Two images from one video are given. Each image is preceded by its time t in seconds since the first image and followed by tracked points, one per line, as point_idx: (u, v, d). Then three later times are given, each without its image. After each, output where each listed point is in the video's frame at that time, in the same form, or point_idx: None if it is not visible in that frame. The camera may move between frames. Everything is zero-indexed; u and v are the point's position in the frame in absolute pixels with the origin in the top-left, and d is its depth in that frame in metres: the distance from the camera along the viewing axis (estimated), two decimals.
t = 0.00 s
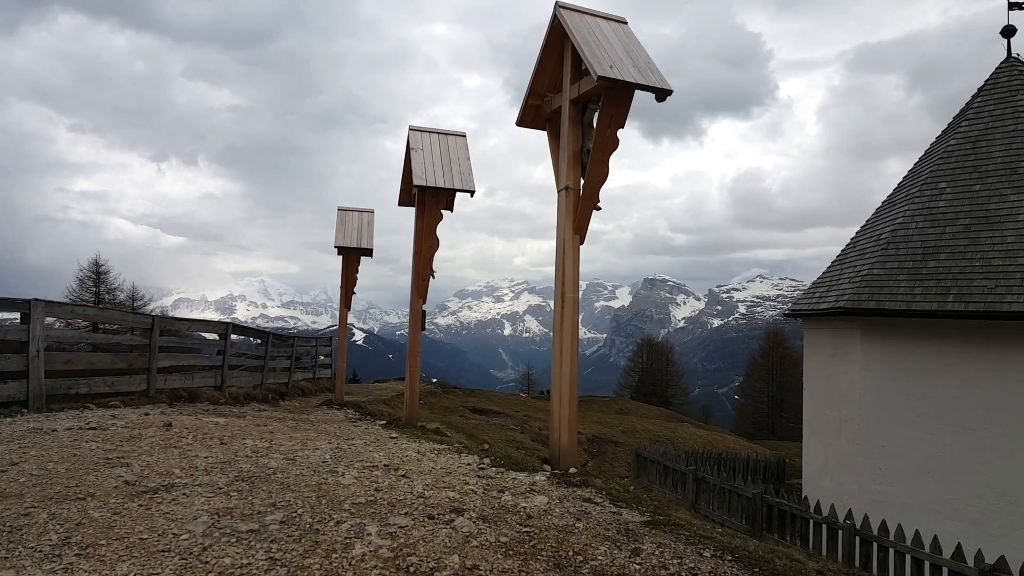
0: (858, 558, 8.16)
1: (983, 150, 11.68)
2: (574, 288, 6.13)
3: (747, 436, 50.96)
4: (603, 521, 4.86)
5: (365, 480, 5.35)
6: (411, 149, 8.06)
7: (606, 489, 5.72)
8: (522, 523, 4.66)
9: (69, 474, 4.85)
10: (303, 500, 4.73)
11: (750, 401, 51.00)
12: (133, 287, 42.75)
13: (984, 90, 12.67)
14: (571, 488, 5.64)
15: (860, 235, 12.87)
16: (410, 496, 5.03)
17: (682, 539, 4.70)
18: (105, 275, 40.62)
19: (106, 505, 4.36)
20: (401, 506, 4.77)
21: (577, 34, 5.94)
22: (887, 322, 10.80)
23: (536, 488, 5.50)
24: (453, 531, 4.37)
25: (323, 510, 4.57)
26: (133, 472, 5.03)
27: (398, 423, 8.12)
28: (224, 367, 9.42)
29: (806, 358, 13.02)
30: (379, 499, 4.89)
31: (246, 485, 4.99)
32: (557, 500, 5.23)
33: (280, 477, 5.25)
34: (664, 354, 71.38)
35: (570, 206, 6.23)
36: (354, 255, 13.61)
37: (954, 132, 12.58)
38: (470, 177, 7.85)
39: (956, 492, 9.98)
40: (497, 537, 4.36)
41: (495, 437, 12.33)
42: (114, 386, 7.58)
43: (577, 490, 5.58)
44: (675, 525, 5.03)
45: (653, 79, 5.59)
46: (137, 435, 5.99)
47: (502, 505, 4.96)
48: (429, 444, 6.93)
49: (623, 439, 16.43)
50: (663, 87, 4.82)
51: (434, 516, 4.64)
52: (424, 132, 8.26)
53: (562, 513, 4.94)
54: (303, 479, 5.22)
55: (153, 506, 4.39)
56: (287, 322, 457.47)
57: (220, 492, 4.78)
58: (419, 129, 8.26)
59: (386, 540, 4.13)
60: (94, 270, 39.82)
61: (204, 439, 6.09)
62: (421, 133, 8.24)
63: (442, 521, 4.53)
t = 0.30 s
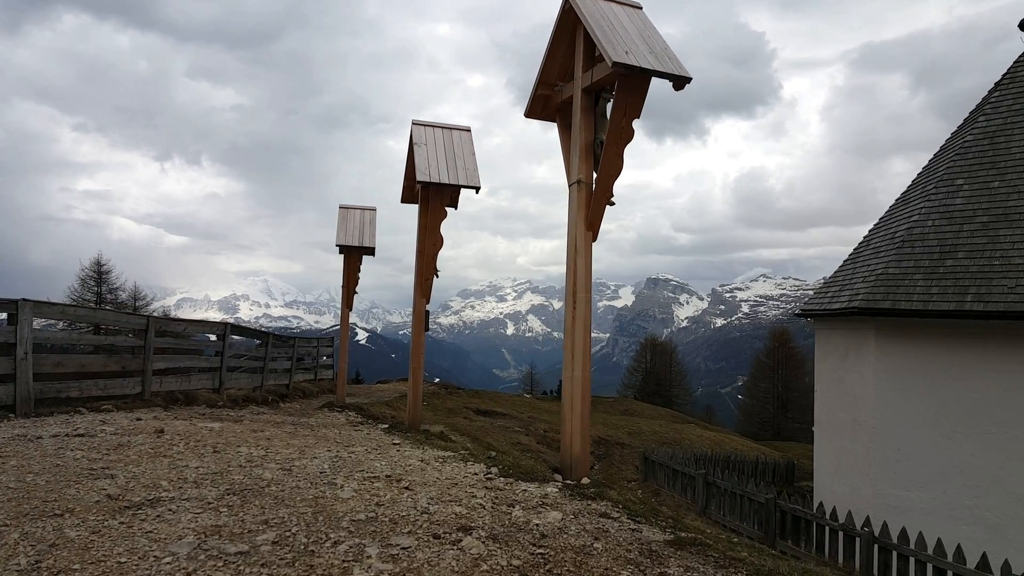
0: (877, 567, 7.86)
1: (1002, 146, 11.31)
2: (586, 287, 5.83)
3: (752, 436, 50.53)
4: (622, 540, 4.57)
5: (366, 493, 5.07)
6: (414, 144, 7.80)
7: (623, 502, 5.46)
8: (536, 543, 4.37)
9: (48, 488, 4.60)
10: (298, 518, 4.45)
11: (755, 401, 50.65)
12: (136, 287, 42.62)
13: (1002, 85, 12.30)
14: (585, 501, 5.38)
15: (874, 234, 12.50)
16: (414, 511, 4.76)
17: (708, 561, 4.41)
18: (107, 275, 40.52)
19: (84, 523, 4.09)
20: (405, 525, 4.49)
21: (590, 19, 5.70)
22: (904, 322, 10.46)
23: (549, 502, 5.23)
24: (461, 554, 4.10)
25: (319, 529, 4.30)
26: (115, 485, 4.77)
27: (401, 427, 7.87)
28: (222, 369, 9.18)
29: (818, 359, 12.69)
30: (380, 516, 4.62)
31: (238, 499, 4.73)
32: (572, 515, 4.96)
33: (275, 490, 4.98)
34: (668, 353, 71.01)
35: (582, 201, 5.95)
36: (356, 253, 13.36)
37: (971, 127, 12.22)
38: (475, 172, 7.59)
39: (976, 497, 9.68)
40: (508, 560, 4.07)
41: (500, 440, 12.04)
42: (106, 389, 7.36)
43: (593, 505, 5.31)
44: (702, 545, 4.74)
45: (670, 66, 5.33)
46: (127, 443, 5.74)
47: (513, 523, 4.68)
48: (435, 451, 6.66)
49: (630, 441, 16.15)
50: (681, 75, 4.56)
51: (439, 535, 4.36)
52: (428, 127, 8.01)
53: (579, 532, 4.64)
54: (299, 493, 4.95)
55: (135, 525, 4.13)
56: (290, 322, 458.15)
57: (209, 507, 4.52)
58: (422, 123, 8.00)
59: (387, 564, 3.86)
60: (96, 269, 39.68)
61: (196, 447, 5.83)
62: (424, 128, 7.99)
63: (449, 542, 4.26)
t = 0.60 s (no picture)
0: None
1: None
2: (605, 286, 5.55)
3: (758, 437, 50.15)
4: (652, 561, 4.28)
5: (372, 506, 4.80)
6: (420, 138, 7.55)
7: (647, 516, 5.18)
8: (558, 565, 4.07)
9: (31, 499, 4.37)
10: (299, 534, 4.20)
11: (760, 402, 50.26)
12: (139, 286, 42.55)
13: None
14: (606, 515, 5.11)
15: (890, 233, 12.19)
16: (424, 527, 4.50)
17: None
18: (110, 274, 40.39)
19: (65, 541, 3.85)
20: (416, 544, 4.21)
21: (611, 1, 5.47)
22: (923, 322, 10.17)
23: (568, 516, 4.95)
24: None
25: (321, 548, 4.04)
26: (103, 496, 4.53)
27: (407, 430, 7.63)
28: (222, 370, 8.95)
29: (832, 361, 12.39)
30: (388, 532, 4.35)
31: (234, 512, 4.48)
32: (595, 532, 4.67)
33: (274, 502, 4.72)
34: (673, 354, 70.64)
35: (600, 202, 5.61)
36: (360, 251, 13.11)
37: (992, 122, 11.86)
38: (483, 167, 7.34)
39: (997, 504, 9.35)
40: None
41: (507, 442, 11.78)
42: (102, 390, 7.13)
43: (614, 519, 5.04)
44: (738, 567, 4.46)
45: (695, 49, 5.10)
46: (119, 449, 5.51)
47: (533, 542, 4.38)
48: (444, 458, 6.39)
49: (638, 443, 15.88)
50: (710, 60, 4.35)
51: (453, 555, 4.08)
52: (435, 120, 7.76)
53: (605, 552, 4.33)
54: (300, 506, 4.70)
55: (122, 542, 3.88)
56: (293, 321, 458.98)
57: (203, 522, 4.27)
58: (429, 116, 7.75)
59: None
60: (99, 268, 39.58)
61: (192, 453, 5.60)
62: (430, 121, 7.73)
63: (463, 564, 3.97)
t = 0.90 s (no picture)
0: None
1: None
2: (625, 284, 5.26)
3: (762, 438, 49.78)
4: None
5: (379, 524, 4.53)
6: (425, 132, 7.32)
7: (673, 532, 4.88)
8: None
9: (9, 517, 4.12)
10: (301, 556, 3.94)
11: (765, 403, 49.92)
12: (140, 286, 42.36)
13: None
14: (630, 531, 4.81)
15: (904, 231, 11.91)
16: (435, 548, 4.19)
17: None
18: (111, 275, 40.21)
19: (43, 565, 3.58)
20: (428, 569, 3.89)
21: None
22: (941, 322, 9.89)
23: (591, 533, 4.63)
24: None
25: (324, 572, 3.75)
26: (88, 513, 4.28)
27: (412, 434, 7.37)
28: (221, 371, 8.72)
29: (844, 362, 12.07)
30: (398, 554, 4.07)
31: (230, 531, 4.22)
32: (621, 553, 4.31)
33: (273, 519, 4.46)
34: (676, 354, 70.29)
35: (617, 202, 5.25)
36: (363, 250, 12.88)
37: (1011, 117, 11.55)
38: (491, 162, 7.10)
39: (1019, 509, 9.06)
40: None
41: (513, 445, 11.52)
42: (96, 394, 6.88)
43: (639, 535, 4.72)
44: None
45: (721, 33, 4.88)
46: (110, 458, 5.27)
47: (556, 565, 4.03)
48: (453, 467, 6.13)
49: (644, 445, 15.62)
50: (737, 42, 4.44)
51: None
52: (441, 114, 7.52)
53: None
54: (302, 523, 4.43)
55: (106, 566, 3.62)
56: (296, 321, 459.34)
57: (195, 543, 4.00)
58: (435, 110, 7.51)
59: None
60: (100, 268, 39.40)
61: (187, 462, 5.35)
62: (436, 115, 7.49)
63: None
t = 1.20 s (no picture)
0: None
1: None
2: (645, 286, 5.03)
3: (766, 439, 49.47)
4: None
5: (382, 548, 4.23)
6: (429, 128, 7.08)
7: (701, 555, 4.60)
8: None
9: None
10: None
11: (768, 403, 49.61)
12: (139, 287, 42.09)
13: None
14: (655, 554, 4.53)
15: (917, 230, 11.65)
16: None
17: None
18: (111, 275, 39.90)
19: None
20: None
21: None
22: (958, 323, 9.59)
23: (611, 557, 4.35)
24: None
25: None
26: (66, 536, 3.98)
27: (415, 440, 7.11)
28: (219, 375, 8.48)
29: (855, 363, 11.80)
30: None
31: (219, 557, 3.91)
32: None
33: (266, 544, 4.14)
34: (679, 354, 69.96)
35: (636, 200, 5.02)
36: (364, 250, 12.64)
37: None
38: (497, 159, 6.86)
39: None
40: None
41: (517, 449, 11.27)
42: (87, 400, 6.61)
43: (666, 560, 4.44)
44: None
45: (747, 18, 4.69)
46: (95, 472, 5.01)
47: None
48: (461, 479, 5.84)
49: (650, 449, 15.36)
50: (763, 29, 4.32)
51: None
52: (445, 109, 7.27)
53: None
54: (298, 548, 4.13)
55: None
56: (297, 321, 459.29)
57: (180, 571, 3.68)
58: (438, 105, 7.27)
59: None
60: (100, 269, 39.12)
61: (178, 477, 5.08)
62: (440, 110, 7.25)
63: None
